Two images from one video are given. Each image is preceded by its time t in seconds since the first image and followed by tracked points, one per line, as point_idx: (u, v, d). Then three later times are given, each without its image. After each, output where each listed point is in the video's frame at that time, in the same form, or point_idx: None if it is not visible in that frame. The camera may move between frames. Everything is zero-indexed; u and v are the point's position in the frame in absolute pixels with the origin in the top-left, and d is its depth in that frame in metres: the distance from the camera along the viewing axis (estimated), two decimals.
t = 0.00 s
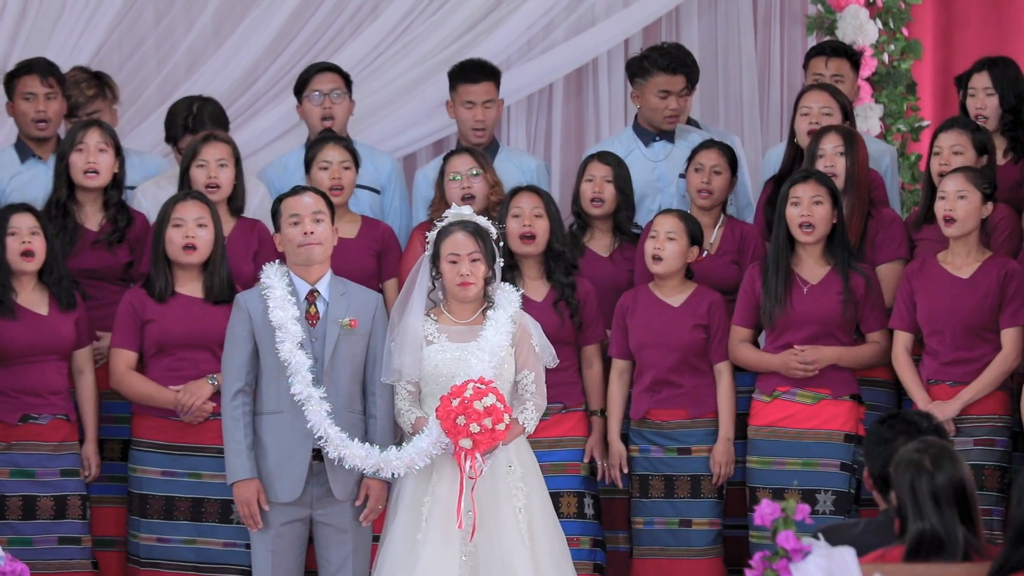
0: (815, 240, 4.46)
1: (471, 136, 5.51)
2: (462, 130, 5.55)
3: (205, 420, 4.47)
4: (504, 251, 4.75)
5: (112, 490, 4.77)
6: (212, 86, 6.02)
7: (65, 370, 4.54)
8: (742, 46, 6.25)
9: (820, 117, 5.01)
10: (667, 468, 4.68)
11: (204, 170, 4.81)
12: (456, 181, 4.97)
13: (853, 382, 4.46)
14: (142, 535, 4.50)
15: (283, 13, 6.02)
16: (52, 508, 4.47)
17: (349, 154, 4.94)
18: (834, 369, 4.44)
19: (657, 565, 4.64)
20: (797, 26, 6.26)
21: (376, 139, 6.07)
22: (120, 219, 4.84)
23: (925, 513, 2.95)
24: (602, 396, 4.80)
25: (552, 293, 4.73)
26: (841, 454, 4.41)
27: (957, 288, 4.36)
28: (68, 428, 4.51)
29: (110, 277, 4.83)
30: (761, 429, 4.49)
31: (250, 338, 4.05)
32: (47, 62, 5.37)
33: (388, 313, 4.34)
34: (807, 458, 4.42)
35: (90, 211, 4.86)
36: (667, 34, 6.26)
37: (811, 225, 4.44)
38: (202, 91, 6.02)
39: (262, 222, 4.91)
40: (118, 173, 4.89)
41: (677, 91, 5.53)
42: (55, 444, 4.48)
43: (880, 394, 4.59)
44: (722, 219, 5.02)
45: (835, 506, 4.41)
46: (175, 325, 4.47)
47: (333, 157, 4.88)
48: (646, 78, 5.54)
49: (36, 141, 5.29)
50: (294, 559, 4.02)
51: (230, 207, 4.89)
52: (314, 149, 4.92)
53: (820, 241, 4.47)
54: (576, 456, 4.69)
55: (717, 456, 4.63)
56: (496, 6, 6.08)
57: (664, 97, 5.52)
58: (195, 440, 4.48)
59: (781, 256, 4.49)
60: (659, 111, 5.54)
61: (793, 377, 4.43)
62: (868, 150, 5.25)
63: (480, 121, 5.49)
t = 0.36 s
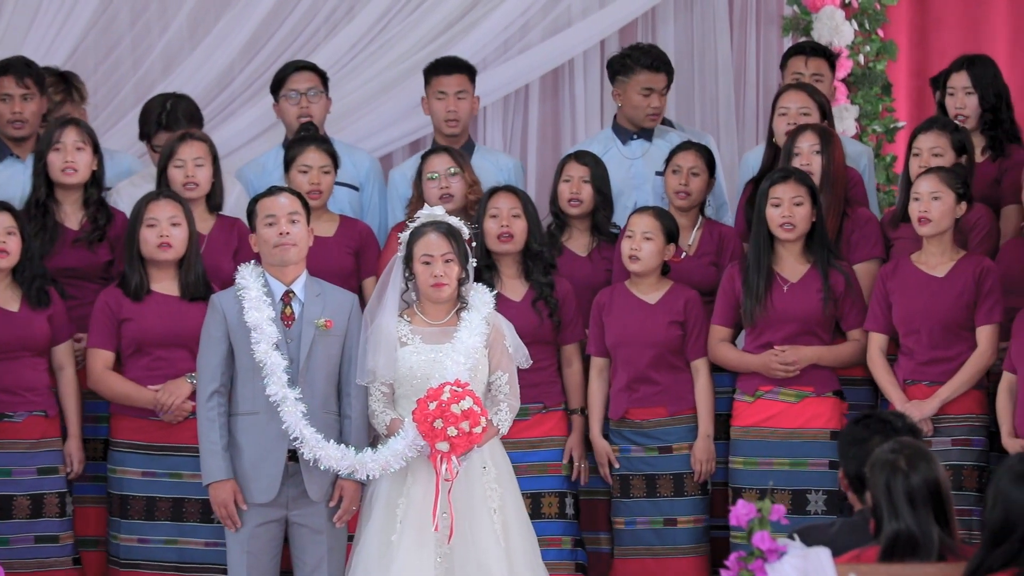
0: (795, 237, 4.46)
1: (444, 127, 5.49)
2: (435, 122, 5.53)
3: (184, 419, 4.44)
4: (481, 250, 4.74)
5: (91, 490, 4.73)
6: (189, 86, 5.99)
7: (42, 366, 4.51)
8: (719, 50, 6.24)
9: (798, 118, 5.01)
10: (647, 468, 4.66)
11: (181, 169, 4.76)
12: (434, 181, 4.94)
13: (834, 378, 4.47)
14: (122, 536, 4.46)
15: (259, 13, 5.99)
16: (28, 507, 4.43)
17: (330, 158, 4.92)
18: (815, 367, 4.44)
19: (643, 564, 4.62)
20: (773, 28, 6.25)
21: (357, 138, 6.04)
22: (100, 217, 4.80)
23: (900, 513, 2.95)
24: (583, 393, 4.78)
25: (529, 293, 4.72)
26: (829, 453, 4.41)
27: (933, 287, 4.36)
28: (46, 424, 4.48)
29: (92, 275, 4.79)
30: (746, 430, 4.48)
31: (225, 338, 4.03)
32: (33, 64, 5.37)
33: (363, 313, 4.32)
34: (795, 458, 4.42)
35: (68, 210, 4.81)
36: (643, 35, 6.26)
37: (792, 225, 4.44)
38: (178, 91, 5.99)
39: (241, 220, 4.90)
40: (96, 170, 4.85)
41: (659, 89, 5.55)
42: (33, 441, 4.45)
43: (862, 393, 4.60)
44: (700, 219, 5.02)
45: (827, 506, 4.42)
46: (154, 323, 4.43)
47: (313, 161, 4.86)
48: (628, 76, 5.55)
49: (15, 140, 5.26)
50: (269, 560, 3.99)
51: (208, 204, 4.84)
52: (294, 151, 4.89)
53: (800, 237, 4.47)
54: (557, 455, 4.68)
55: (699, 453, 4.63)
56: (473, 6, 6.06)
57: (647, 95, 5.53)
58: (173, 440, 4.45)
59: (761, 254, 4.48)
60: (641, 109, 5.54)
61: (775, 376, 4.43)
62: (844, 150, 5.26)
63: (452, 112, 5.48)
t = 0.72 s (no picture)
0: (768, 238, 4.45)
1: (426, 124, 5.47)
2: (418, 118, 5.50)
3: (161, 420, 4.41)
4: (457, 250, 4.72)
5: (68, 492, 4.69)
6: (165, 86, 5.95)
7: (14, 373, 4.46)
8: (695, 49, 6.25)
9: (774, 119, 5.02)
10: (623, 468, 4.66)
11: (160, 168, 4.73)
12: (412, 182, 4.93)
13: (808, 378, 4.48)
14: (99, 536, 4.44)
15: (235, 14, 5.96)
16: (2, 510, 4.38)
17: (310, 158, 4.91)
18: (789, 366, 4.45)
19: (617, 565, 4.61)
20: (747, 29, 6.28)
21: (335, 137, 6.03)
22: (75, 217, 4.77)
23: (876, 513, 2.95)
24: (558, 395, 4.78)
25: (505, 294, 4.71)
26: (804, 453, 4.42)
27: (908, 286, 4.37)
28: (18, 430, 4.44)
29: (68, 275, 4.76)
30: (718, 430, 4.48)
31: (200, 339, 4.00)
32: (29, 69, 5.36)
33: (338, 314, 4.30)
34: (769, 458, 4.43)
35: (44, 210, 4.78)
36: (619, 35, 6.26)
37: (766, 226, 4.43)
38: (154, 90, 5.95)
39: (220, 220, 4.86)
40: (72, 170, 4.81)
41: (640, 88, 5.55)
42: (5, 446, 4.40)
43: (837, 393, 4.61)
44: (682, 219, 5.02)
45: (802, 506, 4.43)
46: (130, 323, 4.40)
47: (293, 160, 4.84)
48: (608, 75, 5.56)
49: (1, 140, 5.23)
50: (244, 561, 3.97)
51: (188, 204, 4.83)
52: (273, 151, 4.87)
53: (773, 238, 4.47)
54: (531, 455, 4.68)
55: (671, 454, 4.62)
56: (449, 6, 6.04)
57: (627, 94, 5.54)
58: (149, 441, 4.43)
59: (734, 254, 4.48)
60: (620, 108, 5.53)
61: (749, 375, 4.42)
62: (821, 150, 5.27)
63: (436, 108, 5.46)
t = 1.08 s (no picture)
0: (766, 240, 4.45)
1: (426, 125, 5.47)
2: (417, 119, 5.51)
3: (154, 421, 4.39)
4: (454, 252, 4.72)
5: (60, 492, 4.69)
6: (160, 86, 5.94)
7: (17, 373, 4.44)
8: (689, 49, 6.26)
9: (776, 120, 5.02)
10: (617, 469, 4.66)
11: (157, 170, 4.74)
12: (413, 184, 4.92)
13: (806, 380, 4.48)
14: (92, 536, 4.44)
15: (229, 15, 5.95)
16: (4, 510, 4.37)
17: (309, 155, 4.88)
18: (790, 367, 4.46)
19: (612, 565, 4.62)
20: (742, 29, 6.29)
21: (331, 138, 6.03)
22: (73, 219, 4.76)
23: (872, 513, 2.95)
24: (548, 397, 4.79)
25: (503, 297, 4.71)
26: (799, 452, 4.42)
27: (905, 288, 4.37)
28: (21, 431, 4.43)
29: (65, 278, 4.75)
30: (716, 430, 4.48)
31: (194, 339, 4.00)
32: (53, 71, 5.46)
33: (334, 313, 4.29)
34: (766, 458, 4.42)
35: (42, 212, 4.77)
36: (613, 38, 6.26)
37: (764, 226, 4.42)
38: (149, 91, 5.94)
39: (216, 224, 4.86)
40: (69, 173, 4.81)
41: (625, 90, 5.50)
42: (6, 447, 4.39)
43: (832, 395, 4.61)
44: (681, 219, 5.02)
45: (796, 505, 4.42)
46: (126, 325, 4.39)
47: (293, 158, 4.82)
48: (595, 76, 5.55)
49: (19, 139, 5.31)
50: (237, 561, 3.96)
51: (184, 206, 4.81)
52: (272, 151, 4.84)
53: (770, 240, 4.47)
54: (525, 458, 4.66)
55: (666, 455, 4.61)
56: (444, 7, 6.04)
57: (611, 96, 5.51)
58: (144, 442, 4.41)
59: (731, 255, 4.49)
60: (607, 110, 5.52)
61: (750, 375, 4.42)
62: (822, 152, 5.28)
63: (435, 109, 5.46)
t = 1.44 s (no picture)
0: (775, 237, 4.45)
1: (443, 121, 5.48)
2: (433, 117, 5.51)
3: (156, 420, 4.41)
4: (453, 253, 4.72)
5: (63, 491, 4.66)
6: (149, 87, 5.95)
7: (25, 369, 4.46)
8: (680, 52, 6.26)
9: (779, 118, 5.02)
10: (613, 469, 4.66)
11: (160, 170, 4.73)
12: (417, 182, 4.92)
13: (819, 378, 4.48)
14: (90, 536, 4.43)
15: (217, 18, 5.95)
16: (10, 508, 4.38)
17: (314, 154, 4.88)
18: (801, 366, 4.45)
19: (608, 565, 4.62)
20: (733, 29, 6.27)
21: (324, 135, 6.03)
22: (76, 218, 4.77)
23: (861, 513, 2.95)
24: (553, 396, 4.84)
25: (504, 295, 4.71)
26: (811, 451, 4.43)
27: (904, 288, 4.37)
28: (28, 427, 4.44)
29: (67, 276, 4.75)
30: (729, 430, 4.49)
31: (186, 340, 4.00)
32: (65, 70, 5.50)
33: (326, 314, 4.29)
34: (778, 458, 4.43)
35: (45, 210, 4.77)
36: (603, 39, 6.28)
37: (773, 225, 4.43)
38: (138, 91, 5.94)
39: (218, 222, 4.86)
40: (72, 172, 4.81)
41: (620, 88, 5.50)
42: (15, 444, 4.40)
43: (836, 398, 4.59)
44: (681, 219, 5.02)
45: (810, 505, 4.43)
46: (125, 325, 4.39)
47: (296, 159, 4.82)
48: (592, 74, 5.52)
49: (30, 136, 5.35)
50: (229, 562, 3.96)
51: (188, 204, 4.83)
52: (277, 151, 4.85)
53: (780, 237, 4.48)
54: (531, 457, 4.67)
55: (665, 454, 4.62)
56: (434, 7, 6.03)
57: (606, 94, 5.51)
58: (144, 441, 4.42)
59: (741, 256, 4.49)
60: (602, 107, 5.53)
61: (761, 376, 4.43)
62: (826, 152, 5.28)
63: (452, 108, 5.47)
